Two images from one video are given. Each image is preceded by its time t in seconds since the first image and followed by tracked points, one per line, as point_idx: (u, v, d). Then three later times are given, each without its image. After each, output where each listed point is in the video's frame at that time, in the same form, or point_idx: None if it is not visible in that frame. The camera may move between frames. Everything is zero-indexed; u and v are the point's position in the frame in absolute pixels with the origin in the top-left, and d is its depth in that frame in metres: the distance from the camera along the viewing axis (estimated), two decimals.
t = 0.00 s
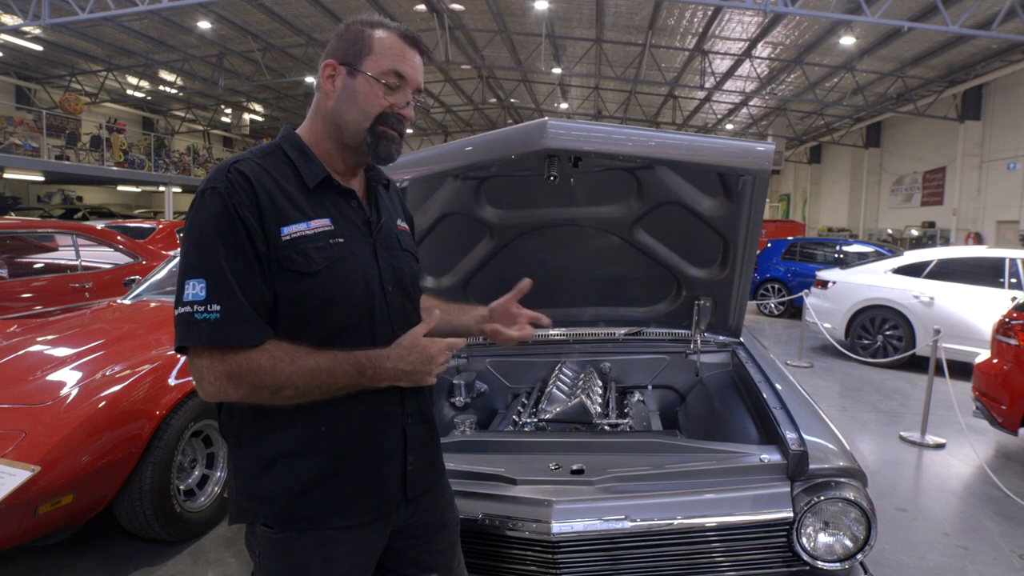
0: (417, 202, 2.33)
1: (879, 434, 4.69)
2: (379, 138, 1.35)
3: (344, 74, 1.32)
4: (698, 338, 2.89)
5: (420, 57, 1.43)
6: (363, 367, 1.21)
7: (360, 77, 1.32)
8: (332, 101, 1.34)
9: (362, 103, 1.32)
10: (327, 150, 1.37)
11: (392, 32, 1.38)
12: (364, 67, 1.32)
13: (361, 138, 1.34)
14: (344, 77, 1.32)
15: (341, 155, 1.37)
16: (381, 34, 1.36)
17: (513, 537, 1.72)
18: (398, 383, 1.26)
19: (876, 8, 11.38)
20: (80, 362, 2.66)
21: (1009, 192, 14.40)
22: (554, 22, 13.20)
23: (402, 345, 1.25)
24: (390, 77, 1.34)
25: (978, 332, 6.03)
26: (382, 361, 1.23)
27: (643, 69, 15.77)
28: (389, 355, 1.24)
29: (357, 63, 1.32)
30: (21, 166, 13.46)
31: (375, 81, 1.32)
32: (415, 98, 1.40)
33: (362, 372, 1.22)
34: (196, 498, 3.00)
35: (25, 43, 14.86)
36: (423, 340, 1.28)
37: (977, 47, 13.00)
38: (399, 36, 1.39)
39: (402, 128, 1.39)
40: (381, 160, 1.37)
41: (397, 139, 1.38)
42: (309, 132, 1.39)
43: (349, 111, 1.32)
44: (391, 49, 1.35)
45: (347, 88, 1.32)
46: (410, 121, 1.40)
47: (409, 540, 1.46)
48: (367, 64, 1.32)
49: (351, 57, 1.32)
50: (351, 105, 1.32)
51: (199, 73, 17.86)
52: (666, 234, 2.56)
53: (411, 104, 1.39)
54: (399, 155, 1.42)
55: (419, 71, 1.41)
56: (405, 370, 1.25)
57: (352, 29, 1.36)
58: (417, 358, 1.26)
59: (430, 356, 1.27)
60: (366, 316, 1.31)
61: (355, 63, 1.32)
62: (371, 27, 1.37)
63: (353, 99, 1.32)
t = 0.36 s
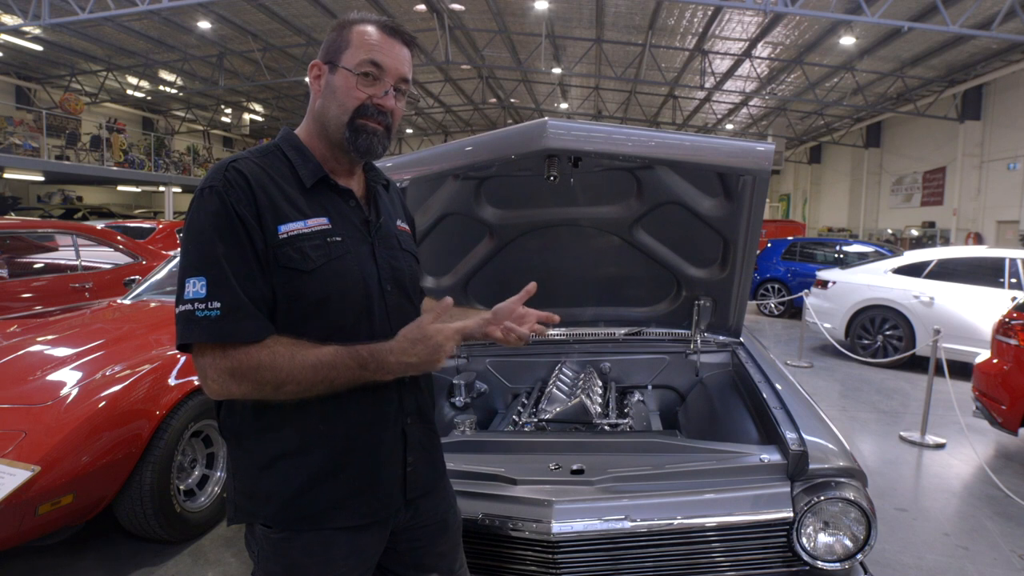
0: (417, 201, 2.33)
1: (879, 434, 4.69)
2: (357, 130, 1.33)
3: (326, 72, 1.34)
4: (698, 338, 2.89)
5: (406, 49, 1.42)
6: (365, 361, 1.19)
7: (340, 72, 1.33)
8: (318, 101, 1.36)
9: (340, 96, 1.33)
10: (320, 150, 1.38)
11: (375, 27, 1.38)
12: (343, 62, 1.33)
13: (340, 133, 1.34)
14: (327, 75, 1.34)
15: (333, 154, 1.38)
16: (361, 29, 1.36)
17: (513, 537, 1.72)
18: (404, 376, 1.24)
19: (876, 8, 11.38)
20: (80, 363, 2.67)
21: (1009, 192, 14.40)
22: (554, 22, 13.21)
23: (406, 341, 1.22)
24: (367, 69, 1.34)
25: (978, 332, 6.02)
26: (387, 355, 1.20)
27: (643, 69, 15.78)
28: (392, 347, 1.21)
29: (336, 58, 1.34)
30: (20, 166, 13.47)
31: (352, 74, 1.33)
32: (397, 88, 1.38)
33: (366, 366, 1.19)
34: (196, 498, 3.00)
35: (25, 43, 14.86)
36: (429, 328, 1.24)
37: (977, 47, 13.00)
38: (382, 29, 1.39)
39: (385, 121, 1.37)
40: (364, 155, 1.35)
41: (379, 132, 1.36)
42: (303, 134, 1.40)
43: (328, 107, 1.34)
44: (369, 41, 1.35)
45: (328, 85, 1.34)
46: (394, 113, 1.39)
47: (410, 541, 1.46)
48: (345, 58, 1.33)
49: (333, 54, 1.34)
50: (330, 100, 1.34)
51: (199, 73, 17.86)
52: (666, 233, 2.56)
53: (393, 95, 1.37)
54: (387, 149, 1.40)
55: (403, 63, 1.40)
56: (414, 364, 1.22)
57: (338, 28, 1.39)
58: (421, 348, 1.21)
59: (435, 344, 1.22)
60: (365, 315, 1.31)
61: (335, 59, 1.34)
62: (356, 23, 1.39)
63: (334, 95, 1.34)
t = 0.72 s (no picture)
0: (418, 201, 2.33)
1: (879, 434, 4.69)
2: (356, 129, 1.33)
3: (325, 73, 1.35)
4: (698, 338, 2.89)
5: (405, 48, 1.42)
6: (366, 365, 1.18)
7: (338, 74, 1.33)
8: (318, 102, 1.37)
9: (338, 98, 1.34)
10: (323, 151, 1.38)
11: (372, 26, 1.38)
12: (340, 63, 1.34)
13: (340, 133, 1.34)
14: (326, 77, 1.35)
15: (335, 154, 1.38)
16: (359, 30, 1.36)
17: (514, 537, 1.72)
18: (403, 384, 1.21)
19: (876, 8, 11.39)
20: (80, 363, 2.67)
21: (1009, 192, 14.40)
22: (554, 22, 13.21)
23: (407, 343, 1.20)
24: (363, 69, 1.34)
25: (978, 332, 6.02)
26: (387, 358, 1.18)
27: (643, 69, 15.79)
28: (393, 353, 1.19)
29: (333, 60, 1.34)
30: (20, 166, 13.47)
31: (348, 75, 1.33)
32: (394, 87, 1.38)
33: (366, 370, 1.18)
34: (196, 498, 3.00)
35: (25, 43, 14.86)
36: (432, 339, 1.21)
37: (977, 47, 13.00)
38: (379, 28, 1.39)
39: (383, 119, 1.37)
40: (364, 154, 1.35)
41: (379, 130, 1.36)
42: (307, 135, 1.41)
43: (328, 108, 1.34)
44: (365, 41, 1.35)
45: (328, 85, 1.35)
46: (392, 112, 1.39)
47: (411, 542, 1.46)
48: (343, 59, 1.34)
49: (331, 56, 1.35)
50: (329, 102, 1.34)
51: (199, 73, 17.86)
52: (666, 234, 2.56)
53: (390, 94, 1.37)
54: (386, 148, 1.40)
55: (402, 61, 1.39)
56: (412, 369, 1.19)
57: (336, 28, 1.39)
58: (422, 358, 1.19)
59: (436, 357, 1.20)
60: (367, 316, 1.31)
61: (333, 61, 1.34)
62: (354, 23, 1.39)
63: (333, 96, 1.34)
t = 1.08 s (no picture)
0: (417, 201, 2.34)
1: (879, 434, 4.69)
2: (354, 133, 1.33)
3: (328, 76, 1.36)
4: (698, 338, 2.89)
5: (408, 49, 1.41)
6: (380, 356, 1.19)
7: (339, 76, 1.34)
8: (323, 104, 1.37)
9: (338, 101, 1.34)
10: (330, 152, 1.39)
11: (373, 28, 1.38)
12: (341, 65, 1.34)
13: (339, 136, 1.35)
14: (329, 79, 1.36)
15: (341, 155, 1.39)
16: (359, 31, 1.36)
17: (513, 537, 1.72)
18: (411, 376, 1.24)
19: (876, 8, 11.39)
20: (80, 363, 2.67)
21: (1009, 192, 14.40)
22: (554, 22, 13.21)
23: (417, 338, 1.22)
24: (362, 72, 1.34)
25: (978, 332, 6.02)
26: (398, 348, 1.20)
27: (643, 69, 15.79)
28: (404, 344, 1.21)
29: (335, 63, 1.35)
30: (20, 166, 13.47)
31: (349, 77, 1.33)
32: (393, 90, 1.37)
33: (381, 361, 1.19)
34: (196, 498, 3.00)
35: (25, 43, 14.87)
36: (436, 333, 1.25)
37: (977, 47, 13.00)
38: (381, 29, 1.38)
39: (383, 122, 1.37)
40: (363, 156, 1.35)
41: (376, 133, 1.36)
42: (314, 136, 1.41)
43: (328, 111, 1.35)
44: (364, 43, 1.34)
45: (330, 88, 1.36)
46: (390, 115, 1.38)
47: (411, 542, 1.46)
48: (343, 62, 1.34)
49: (334, 58, 1.36)
50: (329, 104, 1.35)
51: (199, 73, 17.87)
52: (666, 234, 2.56)
53: (388, 97, 1.36)
54: (386, 149, 1.40)
55: (403, 62, 1.38)
56: (419, 365, 1.22)
57: (339, 31, 1.39)
58: (430, 351, 1.22)
59: (439, 353, 1.24)
60: (374, 315, 1.31)
61: (335, 63, 1.35)
62: (357, 25, 1.38)
63: (333, 97, 1.35)
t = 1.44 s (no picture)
0: (417, 201, 2.34)
1: (879, 434, 4.69)
2: (369, 135, 1.33)
3: (340, 77, 1.35)
4: (698, 338, 2.89)
5: (419, 52, 1.41)
6: (384, 361, 1.19)
7: (353, 78, 1.34)
8: (334, 105, 1.37)
9: (353, 103, 1.34)
10: (340, 152, 1.39)
11: (385, 30, 1.38)
12: (355, 67, 1.34)
13: (354, 137, 1.34)
14: (342, 81, 1.35)
15: (351, 156, 1.38)
16: (373, 33, 1.36)
17: (512, 537, 1.72)
18: (413, 383, 1.24)
19: (876, 8, 11.39)
20: (80, 363, 2.67)
21: (1009, 192, 14.40)
22: (554, 22, 13.20)
23: (420, 343, 1.23)
24: (377, 73, 1.34)
25: (978, 332, 6.02)
26: (402, 355, 1.21)
27: (643, 70, 15.80)
28: (409, 350, 1.22)
29: (349, 65, 1.35)
30: (20, 167, 13.47)
31: (364, 78, 1.33)
32: (407, 93, 1.38)
33: (384, 366, 1.20)
34: (196, 497, 3.00)
35: (25, 43, 14.87)
36: (443, 342, 1.26)
37: (977, 47, 13.00)
38: (394, 32, 1.38)
39: (397, 123, 1.37)
40: (376, 158, 1.35)
41: (392, 136, 1.37)
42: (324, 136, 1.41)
43: (343, 113, 1.35)
44: (380, 45, 1.35)
45: (343, 90, 1.35)
46: (404, 117, 1.39)
47: (413, 540, 1.46)
48: (357, 63, 1.34)
49: (346, 60, 1.35)
50: (343, 105, 1.35)
51: (199, 73, 17.87)
52: (666, 234, 2.56)
53: (403, 99, 1.37)
54: (399, 152, 1.40)
55: (415, 64, 1.39)
56: (423, 368, 1.23)
57: (351, 32, 1.39)
58: (433, 358, 1.23)
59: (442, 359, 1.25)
60: (380, 316, 1.31)
61: (348, 65, 1.35)
62: (371, 26, 1.38)
63: (348, 99, 1.34)
